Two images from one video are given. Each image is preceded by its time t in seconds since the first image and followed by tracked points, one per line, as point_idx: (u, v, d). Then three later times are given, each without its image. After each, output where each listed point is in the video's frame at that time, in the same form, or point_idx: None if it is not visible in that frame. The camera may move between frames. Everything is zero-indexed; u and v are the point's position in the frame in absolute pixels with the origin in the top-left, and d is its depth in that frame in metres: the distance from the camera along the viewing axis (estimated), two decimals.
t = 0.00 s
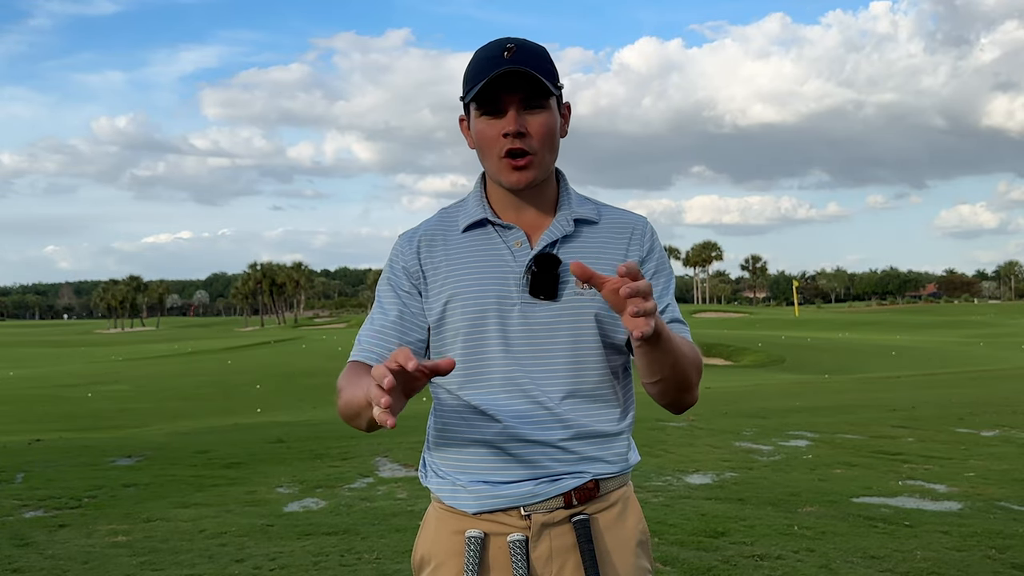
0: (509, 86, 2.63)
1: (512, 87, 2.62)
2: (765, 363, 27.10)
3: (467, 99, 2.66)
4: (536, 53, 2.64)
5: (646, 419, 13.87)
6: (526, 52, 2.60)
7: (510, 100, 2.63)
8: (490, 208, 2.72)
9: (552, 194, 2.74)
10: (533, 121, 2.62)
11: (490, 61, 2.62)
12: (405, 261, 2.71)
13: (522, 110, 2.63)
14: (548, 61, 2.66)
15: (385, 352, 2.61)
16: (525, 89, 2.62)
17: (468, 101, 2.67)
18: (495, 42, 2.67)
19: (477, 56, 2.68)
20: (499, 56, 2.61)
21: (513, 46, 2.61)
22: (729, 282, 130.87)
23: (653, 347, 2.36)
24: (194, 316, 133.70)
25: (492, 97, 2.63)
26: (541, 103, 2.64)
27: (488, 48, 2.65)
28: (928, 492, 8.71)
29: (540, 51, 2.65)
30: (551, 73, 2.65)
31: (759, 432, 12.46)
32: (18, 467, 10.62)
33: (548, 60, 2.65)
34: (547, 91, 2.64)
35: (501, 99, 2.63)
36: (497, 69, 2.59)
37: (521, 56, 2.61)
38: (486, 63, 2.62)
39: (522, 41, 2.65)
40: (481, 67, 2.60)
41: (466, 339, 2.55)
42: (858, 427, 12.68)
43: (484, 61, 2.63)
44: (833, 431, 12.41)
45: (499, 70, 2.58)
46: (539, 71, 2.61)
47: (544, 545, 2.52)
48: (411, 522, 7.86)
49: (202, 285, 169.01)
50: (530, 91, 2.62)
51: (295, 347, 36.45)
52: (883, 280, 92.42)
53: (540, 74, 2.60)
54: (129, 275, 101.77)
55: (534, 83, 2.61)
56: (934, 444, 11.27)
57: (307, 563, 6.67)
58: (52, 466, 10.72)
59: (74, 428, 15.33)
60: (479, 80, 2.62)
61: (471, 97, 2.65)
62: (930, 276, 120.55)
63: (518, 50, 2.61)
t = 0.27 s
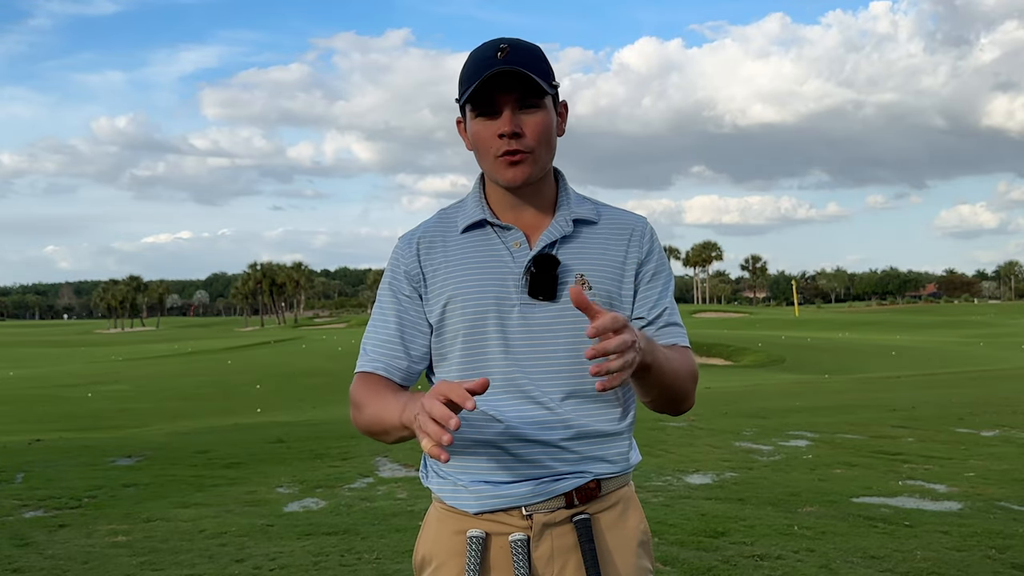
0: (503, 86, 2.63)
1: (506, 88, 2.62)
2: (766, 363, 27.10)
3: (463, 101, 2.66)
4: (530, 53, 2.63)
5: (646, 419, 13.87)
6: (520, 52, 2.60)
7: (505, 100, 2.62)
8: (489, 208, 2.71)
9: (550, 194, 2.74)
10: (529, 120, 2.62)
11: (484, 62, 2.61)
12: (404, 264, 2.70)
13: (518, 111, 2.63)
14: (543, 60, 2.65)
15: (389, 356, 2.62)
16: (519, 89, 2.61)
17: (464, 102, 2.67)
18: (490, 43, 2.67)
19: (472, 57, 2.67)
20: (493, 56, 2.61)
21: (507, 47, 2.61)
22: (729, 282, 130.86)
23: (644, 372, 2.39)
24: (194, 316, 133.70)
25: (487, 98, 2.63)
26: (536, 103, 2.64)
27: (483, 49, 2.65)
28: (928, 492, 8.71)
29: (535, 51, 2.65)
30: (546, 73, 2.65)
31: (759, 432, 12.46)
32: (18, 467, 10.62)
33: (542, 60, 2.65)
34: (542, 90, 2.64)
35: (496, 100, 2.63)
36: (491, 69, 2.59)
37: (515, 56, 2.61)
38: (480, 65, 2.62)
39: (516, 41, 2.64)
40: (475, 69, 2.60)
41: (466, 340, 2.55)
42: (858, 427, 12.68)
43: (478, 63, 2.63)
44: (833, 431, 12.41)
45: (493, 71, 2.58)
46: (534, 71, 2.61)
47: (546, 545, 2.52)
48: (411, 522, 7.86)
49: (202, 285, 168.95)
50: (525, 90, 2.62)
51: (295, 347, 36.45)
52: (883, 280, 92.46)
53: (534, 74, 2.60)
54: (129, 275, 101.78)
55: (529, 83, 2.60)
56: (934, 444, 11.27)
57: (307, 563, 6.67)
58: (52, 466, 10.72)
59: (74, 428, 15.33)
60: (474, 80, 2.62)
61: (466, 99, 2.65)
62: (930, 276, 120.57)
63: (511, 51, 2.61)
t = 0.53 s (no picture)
0: (501, 87, 2.62)
1: (505, 88, 2.61)
2: (766, 363, 27.10)
3: (462, 101, 2.66)
4: (529, 53, 2.62)
5: (646, 419, 13.87)
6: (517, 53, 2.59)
7: (503, 100, 2.62)
8: (490, 208, 2.72)
9: (551, 194, 2.74)
10: (527, 120, 2.61)
11: (483, 62, 2.62)
12: (405, 262, 2.70)
13: (516, 111, 2.62)
14: (543, 60, 2.65)
15: (392, 353, 2.63)
16: (517, 89, 2.60)
17: (463, 103, 2.67)
18: (489, 44, 2.67)
19: (471, 58, 2.67)
20: (491, 58, 2.60)
21: (506, 47, 2.61)
22: (728, 282, 130.80)
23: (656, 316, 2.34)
24: (194, 316, 133.70)
25: (486, 99, 2.63)
26: (534, 104, 2.62)
27: (482, 50, 2.65)
28: (928, 492, 8.71)
29: (534, 51, 2.64)
30: (544, 73, 2.64)
31: (759, 432, 12.46)
32: (18, 467, 10.61)
33: (542, 60, 2.64)
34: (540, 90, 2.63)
35: (495, 100, 2.63)
36: (488, 70, 2.59)
37: (514, 56, 2.61)
38: (479, 66, 2.63)
39: (515, 42, 2.64)
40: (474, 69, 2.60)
41: (466, 340, 2.56)
42: (858, 426, 12.69)
43: (478, 63, 2.63)
44: (833, 431, 12.41)
45: (491, 71, 2.58)
46: (532, 71, 2.60)
47: (545, 545, 2.53)
48: (411, 522, 7.86)
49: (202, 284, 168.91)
50: (523, 91, 2.61)
51: (294, 346, 36.44)
52: (883, 280, 92.48)
53: (532, 74, 2.59)
54: (129, 276, 101.78)
55: (527, 83, 2.59)
56: (934, 444, 11.26)
57: (307, 563, 6.67)
58: (52, 466, 10.72)
59: (74, 428, 15.32)
60: (472, 81, 2.62)
61: (465, 99, 2.65)
62: (930, 276, 120.62)
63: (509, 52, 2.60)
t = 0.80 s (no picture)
0: (513, 83, 2.63)
1: (516, 84, 2.61)
2: (766, 363, 27.09)
3: (471, 96, 2.66)
4: (541, 50, 2.63)
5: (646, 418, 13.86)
6: (531, 49, 2.60)
7: (514, 97, 2.62)
8: (492, 206, 2.72)
9: (554, 193, 2.75)
10: (537, 118, 2.62)
11: (495, 57, 2.61)
12: (405, 258, 2.70)
13: (527, 108, 2.63)
14: (553, 59, 2.65)
15: (394, 350, 2.64)
16: (529, 86, 2.61)
17: (472, 97, 2.67)
18: (500, 39, 2.67)
19: (482, 52, 2.67)
20: (504, 53, 2.60)
21: (518, 43, 2.61)
22: (729, 282, 130.79)
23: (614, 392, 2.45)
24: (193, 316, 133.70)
25: (496, 95, 2.63)
26: (544, 101, 2.64)
27: (493, 45, 2.65)
28: (928, 492, 8.71)
29: (545, 49, 2.65)
30: (555, 71, 2.65)
31: (759, 432, 12.46)
32: (18, 467, 10.62)
33: (552, 59, 2.65)
34: (551, 89, 2.64)
35: (505, 97, 2.63)
36: (500, 66, 2.59)
37: (526, 53, 2.60)
38: (490, 60, 2.62)
39: (527, 39, 2.64)
40: (484, 64, 2.60)
41: (466, 337, 2.57)
42: (858, 426, 12.69)
43: (489, 58, 2.62)
44: (833, 431, 12.41)
45: (503, 66, 2.57)
46: (544, 69, 2.60)
47: (545, 546, 2.53)
48: (411, 522, 7.87)
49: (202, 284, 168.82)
50: (534, 88, 2.62)
51: (294, 347, 36.45)
52: (883, 280, 92.48)
53: (544, 72, 2.60)
54: (129, 276, 101.79)
55: (539, 81, 2.60)
56: (934, 444, 11.27)
57: (307, 563, 6.67)
58: (52, 466, 10.73)
59: (74, 428, 15.33)
60: (483, 76, 2.62)
61: (475, 94, 2.65)
62: (930, 276, 120.57)
63: (522, 48, 2.60)
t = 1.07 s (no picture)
0: (519, 83, 2.63)
1: (522, 85, 2.61)
2: (766, 363, 27.09)
3: (476, 96, 2.66)
4: (547, 51, 2.64)
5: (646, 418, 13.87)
6: (538, 50, 2.60)
7: (520, 98, 2.63)
8: (494, 206, 2.71)
9: (556, 194, 2.75)
10: (543, 119, 2.62)
11: (502, 58, 2.61)
12: (406, 258, 2.70)
13: (532, 109, 2.63)
14: (560, 61, 2.66)
15: (396, 349, 2.64)
16: (535, 87, 2.62)
17: (477, 97, 2.66)
18: (506, 39, 2.67)
19: (487, 52, 2.67)
20: (511, 53, 2.60)
21: (525, 44, 2.61)
22: (729, 282, 130.81)
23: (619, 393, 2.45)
24: (193, 316, 133.68)
25: (501, 95, 2.63)
26: (550, 103, 2.64)
27: (499, 45, 2.65)
28: (928, 492, 8.71)
29: (551, 50, 2.65)
30: (561, 72, 2.66)
31: (759, 432, 12.47)
32: (18, 467, 10.62)
33: (558, 61, 2.65)
34: (556, 90, 2.64)
35: (511, 97, 2.63)
36: (507, 66, 2.59)
37: (533, 54, 2.61)
38: (497, 60, 2.62)
39: (533, 39, 2.64)
40: (491, 65, 2.60)
41: (468, 337, 2.57)
42: (858, 426, 12.69)
43: (495, 58, 2.62)
44: (833, 431, 12.42)
45: (510, 67, 2.57)
46: (550, 70, 2.60)
47: (546, 546, 2.53)
48: (411, 522, 7.87)
49: (202, 284, 168.77)
50: (541, 89, 2.62)
51: (294, 347, 36.45)
52: (883, 280, 92.49)
53: (551, 73, 2.60)
54: (129, 276, 101.79)
55: (545, 82, 2.61)
56: (934, 444, 11.27)
57: (307, 563, 6.67)
58: (52, 466, 10.73)
59: (74, 428, 15.33)
60: (489, 76, 2.62)
61: (480, 94, 2.65)
62: (930, 276, 120.51)
63: (529, 48, 2.61)
